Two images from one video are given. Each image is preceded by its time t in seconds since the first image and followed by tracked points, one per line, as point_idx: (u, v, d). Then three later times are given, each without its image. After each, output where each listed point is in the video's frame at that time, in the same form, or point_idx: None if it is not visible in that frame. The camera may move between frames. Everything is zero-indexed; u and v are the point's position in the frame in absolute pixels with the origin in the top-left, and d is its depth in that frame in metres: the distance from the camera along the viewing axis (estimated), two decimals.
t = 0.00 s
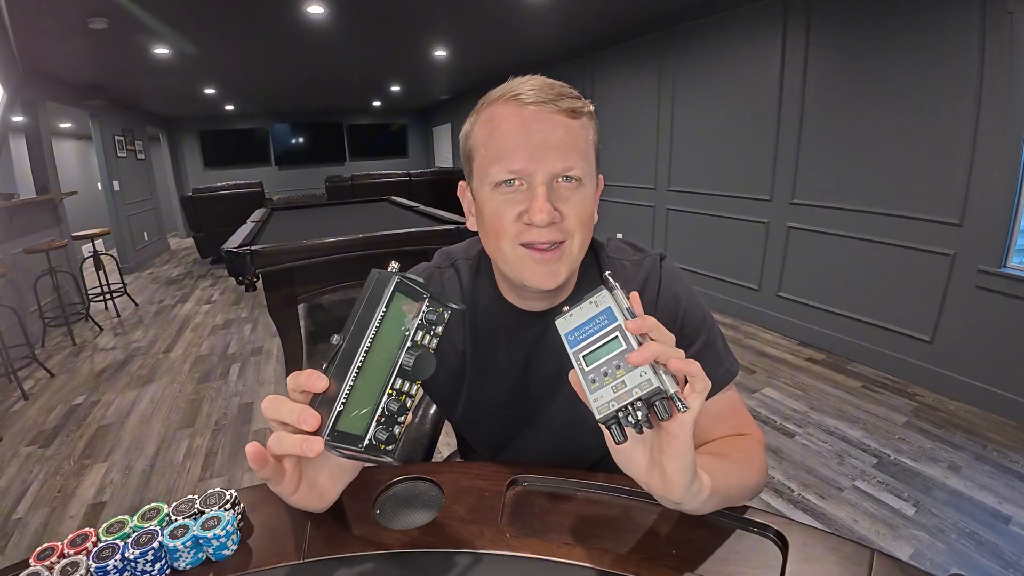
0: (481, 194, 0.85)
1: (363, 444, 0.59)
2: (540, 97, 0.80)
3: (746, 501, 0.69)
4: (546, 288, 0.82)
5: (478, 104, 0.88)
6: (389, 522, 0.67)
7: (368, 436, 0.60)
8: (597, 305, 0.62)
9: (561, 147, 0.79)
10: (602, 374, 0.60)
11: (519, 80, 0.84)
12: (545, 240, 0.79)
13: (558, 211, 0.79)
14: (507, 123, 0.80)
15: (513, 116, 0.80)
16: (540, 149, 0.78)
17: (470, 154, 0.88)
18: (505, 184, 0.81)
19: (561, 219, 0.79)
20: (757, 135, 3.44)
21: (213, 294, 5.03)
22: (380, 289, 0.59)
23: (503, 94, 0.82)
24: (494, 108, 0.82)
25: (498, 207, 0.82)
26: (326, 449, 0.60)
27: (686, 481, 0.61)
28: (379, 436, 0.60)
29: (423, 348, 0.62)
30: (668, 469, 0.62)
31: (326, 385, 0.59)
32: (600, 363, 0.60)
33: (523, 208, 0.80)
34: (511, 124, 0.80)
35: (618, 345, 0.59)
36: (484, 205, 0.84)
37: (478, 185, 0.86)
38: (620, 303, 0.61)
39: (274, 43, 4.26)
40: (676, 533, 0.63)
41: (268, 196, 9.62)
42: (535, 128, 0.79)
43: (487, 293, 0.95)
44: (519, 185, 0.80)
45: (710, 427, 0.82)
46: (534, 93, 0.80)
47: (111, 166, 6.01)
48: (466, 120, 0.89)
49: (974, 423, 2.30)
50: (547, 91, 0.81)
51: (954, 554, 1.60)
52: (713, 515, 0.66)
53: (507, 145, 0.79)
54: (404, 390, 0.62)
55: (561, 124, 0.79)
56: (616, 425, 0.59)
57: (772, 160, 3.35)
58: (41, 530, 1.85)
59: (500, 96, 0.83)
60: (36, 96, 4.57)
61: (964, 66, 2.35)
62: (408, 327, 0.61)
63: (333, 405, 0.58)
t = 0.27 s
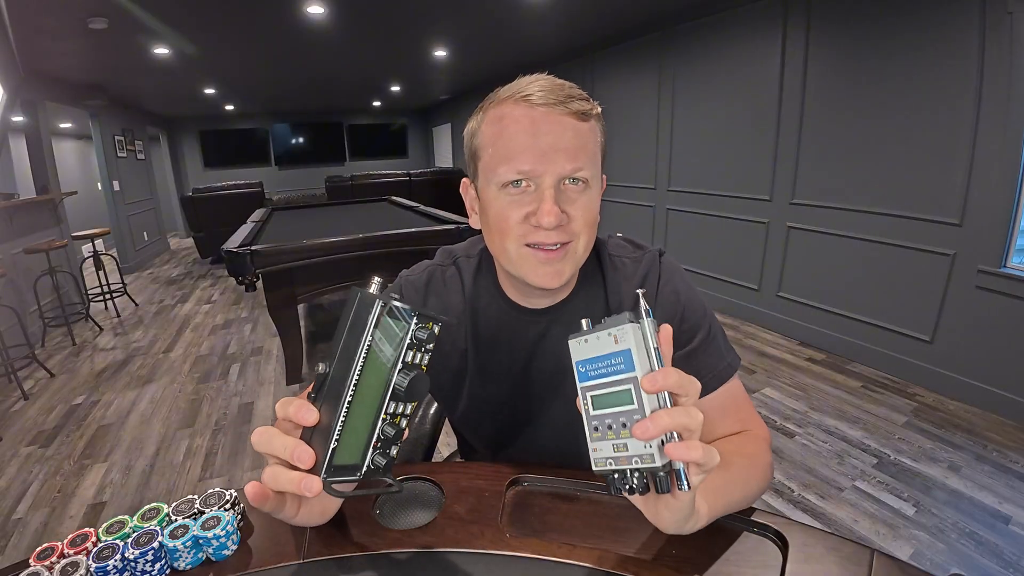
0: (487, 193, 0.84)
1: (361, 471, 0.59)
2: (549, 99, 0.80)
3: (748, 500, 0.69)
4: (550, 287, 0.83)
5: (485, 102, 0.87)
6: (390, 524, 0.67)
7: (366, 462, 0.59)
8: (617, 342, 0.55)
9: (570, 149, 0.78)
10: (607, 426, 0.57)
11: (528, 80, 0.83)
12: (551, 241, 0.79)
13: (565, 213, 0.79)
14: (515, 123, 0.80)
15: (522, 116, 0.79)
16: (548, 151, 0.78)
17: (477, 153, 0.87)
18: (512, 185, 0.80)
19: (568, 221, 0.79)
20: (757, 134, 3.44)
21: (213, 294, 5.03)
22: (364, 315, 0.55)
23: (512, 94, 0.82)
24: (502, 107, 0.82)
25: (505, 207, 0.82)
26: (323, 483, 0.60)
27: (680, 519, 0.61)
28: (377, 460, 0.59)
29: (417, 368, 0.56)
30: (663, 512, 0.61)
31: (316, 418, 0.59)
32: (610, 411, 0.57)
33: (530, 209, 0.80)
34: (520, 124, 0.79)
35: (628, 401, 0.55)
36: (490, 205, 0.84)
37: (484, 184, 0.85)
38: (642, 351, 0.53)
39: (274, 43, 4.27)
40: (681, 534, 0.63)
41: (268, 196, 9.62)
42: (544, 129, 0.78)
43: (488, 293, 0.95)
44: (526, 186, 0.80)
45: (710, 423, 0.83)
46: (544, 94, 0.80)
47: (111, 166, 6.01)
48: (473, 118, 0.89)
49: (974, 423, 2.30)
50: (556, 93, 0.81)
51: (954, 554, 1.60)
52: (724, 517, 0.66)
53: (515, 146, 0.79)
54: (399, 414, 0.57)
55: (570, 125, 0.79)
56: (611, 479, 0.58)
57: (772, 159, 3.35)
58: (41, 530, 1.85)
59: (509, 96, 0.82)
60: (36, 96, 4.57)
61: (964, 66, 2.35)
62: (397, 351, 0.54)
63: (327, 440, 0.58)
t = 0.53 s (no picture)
0: (484, 194, 0.84)
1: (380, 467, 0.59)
2: (545, 99, 0.80)
3: (748, 500, 0.69)
4: (547, 288, 0.83)
5: (482, 103, 0.87)
6: (390, 524, 0.67)
7: (385, 459, 0.60)
8: (595, 339, 0.56)
9: (566, 149, 0.78)
10: (591, 422, 0.57)
11: (524, 80, 0.83)
12: (548, 243, 0.79)
13: (562, 214, 0.79)
14: (512, 124, 0.79)
15: (518, 117, 0.79)
16: (545, 152, 0.78)
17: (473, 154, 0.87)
18: (508, 186, 0.80)
19: (564, 222, 0.79)
20: (757, 135, 3.44)
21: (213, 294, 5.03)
22: (391, 313, 0.56)
23: (508, 95, 0.82)
24: (499, 108, 0.82)
25: (502, 208, 0.82)
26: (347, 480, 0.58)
27: (672, 514, 0.61)
28: (397, 457, 0.60)
29: (437, 367, 0.58)
30: (654, 512, 0.61)
31: (340, 414, 0.58)
32: (593, 406, 0.57)
33: (527, 210, 0.80)
34: (516, 125, 0.79)
35: (610, 394, 0.55)
36: (487, 206, 0.84)
37: (480, 186, 0.85)
38: (619, 345, 0.54)
39: (274, 43, 4.27)
40: (680, 533, 0.63)
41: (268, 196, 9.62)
42: (540, 130, 0.78)
43: (486, 294, 0.96)
44: (523, 188, 0.80)
45: (709, 422, 0.83)
46: (540, 94, 0.80)
47: (111, 166, 6.00)
48: (470, 119, 0.88)
49: (974, 424, 2.30)
50: (552, 93, 0.81)
51: (954, 554, 1.60)
52: (723, 516, 0.66)
53: (512, 147, 0.79)
54: (418, 413, 0.59)
55: (566, 126, 0.79)
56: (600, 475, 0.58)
57: (772, 159, 3.35)
58: (41, 530, 1.85)
59: (505, 96, 0.82)
60: (36, 96, 4.57)
61: (964, 66, 2.35)
62: (422, 348, 0.57)
63: (352, 436, 0.57)
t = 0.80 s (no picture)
0: (479, 196, 0.84)
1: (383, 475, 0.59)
2: (538, 100, 0.80)
3: (748, 501, 0.69)
4: (545, 289, 0.83)
5: (475, 105, 0.87)
6: (391, 523, 0.67)
7: (387, 466, 0.59)
8: (598, 341, 0.55)
9: (560, 150, 0.78)
10: (592, 423, 0.57)
11: (517, 81, 0.83)
12: (544, 244, 0.79)
13: (557, 215, 0.79)
14: (505, 125, 0.79)
15: (511, 118, 0.79)
16: (539, 152, 0.78)
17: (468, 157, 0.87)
18: (503, 187, 0.80)
19: (560, 223, 0.79)
20: (757, 135, 3.45)
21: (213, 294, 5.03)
22: (385, 324, 0.54)
23: (501, 96, 0.82)
24: (492, 110, 0.82)
25: (497, 210, 0.82)
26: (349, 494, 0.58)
27: (671, 515, 0.61)
28: (398, 464, 0.59)
29: (436, 374, 0.57)
30: (653, 513, 0.61)
31: (338, 428, 0.58)
32: (593, 408, 0.57)
33: (522, 212, 0.80)
34: (509, 126, 0.79)
35: (609, 397, 0.55)
36: (482, 208, 0.84)
37: (475, 188, 0.85)
38: (622, 349, 0.54)
39: (274, 43, 4.27)
40: (680, 533, 0.63)
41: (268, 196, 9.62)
42: (534, 131, 0.78)
43: (485, 295, 0.95)
44: (517, 189, 0.80)
45: (710, 423, 0.83)
46: (532, 95, 0.80)
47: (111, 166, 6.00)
48: (464, 122, 0.88)
49: (974, 424, 2.30)
50: (545, 93, 0.80)
51: (954, 554, 1.60)
52: (724, 517, 0.66)
53: (505, 149, 0.79)
54: (417, 419, 0.58)
55: (560, 126, 0.79)
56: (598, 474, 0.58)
57: (772, 159, 3.35)
58: (41, 530, 1.85)
59: (498, 98, 0.82)
60: (36, 96, 4.57)
61: (964, 66, 2.35)
62: (418, 358, 0.55)
63: (352, 450, 0.57)
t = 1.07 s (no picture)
0: (476, 197, 0.84)
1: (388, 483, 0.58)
2: (533, 99, 0.80)
3: (749, 501, 0.69)
4: (543, 289, 0.83)
5: (471, 106, 0.88)
6: (391, 524, 0.67)
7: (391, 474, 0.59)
8: (593, 350, 0.55)
9: (555, 149, 0.78)
10: (588, 432, 0.57)
11: (512, 81, 0.84)
12: (541, 243, 0.79)
13: (554, 214, 0.79)
14: (500, 125, 0.80)
15: (506, 118, 0.80)
16: (534, 152, 0.78)
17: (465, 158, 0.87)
18: (499, 188, 0.80)
19: (556, 222, 0.79)
20: (756, 135, 3.45)
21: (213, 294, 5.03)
22: (379, 335, 0.53)
23: (496, 97, 0.82)
24: (487, 110, 0.82)
25: (494, 211, 0.82)
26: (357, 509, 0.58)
27: (669, 519, 0.60)
28: (402, 470, 0.59)
29: (433, 378, 0.56)
30: (652, 516, 0.60)
31: (339, 444, 0.57)
32: (589, 416, 0.57)
33: (518, 211, 0.80)
34: (504, 126, 0.79)
35: (604, 407, 0.55)
36: (479, 209, 0.84)
37: (472, 189, 0.85)
38: (617, 360, 0.53)
39: (274, 43, 4.27)
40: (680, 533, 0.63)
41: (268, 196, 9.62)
42: (528, 130, 0.78)
43: (484, 296, 0.95)
44: (514, 189, 0.80)
45: (709, 423, 0.83)
46: (527, 95, 0.80)
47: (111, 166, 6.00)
48: (460, 123, 0.89)
49: (974, 424, 2.30)
50: (540, 92, 0.81)
51: (954, 554, 1.60)
52: (724, 517, 0.66)
53: (501, 148, 0.79)
54: (416, 425, 0.57)
55: (555, 125, 0.79)
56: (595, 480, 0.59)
57: (772, 159, 3.35)
58: (41, 530, 1.85)
59: (493, 98, 0.83)
60: (36, 96, 4.57)
61: (964, 66, 2.35)
62: (413, 365, 0.54)
63: (355, 465, 0.56)
